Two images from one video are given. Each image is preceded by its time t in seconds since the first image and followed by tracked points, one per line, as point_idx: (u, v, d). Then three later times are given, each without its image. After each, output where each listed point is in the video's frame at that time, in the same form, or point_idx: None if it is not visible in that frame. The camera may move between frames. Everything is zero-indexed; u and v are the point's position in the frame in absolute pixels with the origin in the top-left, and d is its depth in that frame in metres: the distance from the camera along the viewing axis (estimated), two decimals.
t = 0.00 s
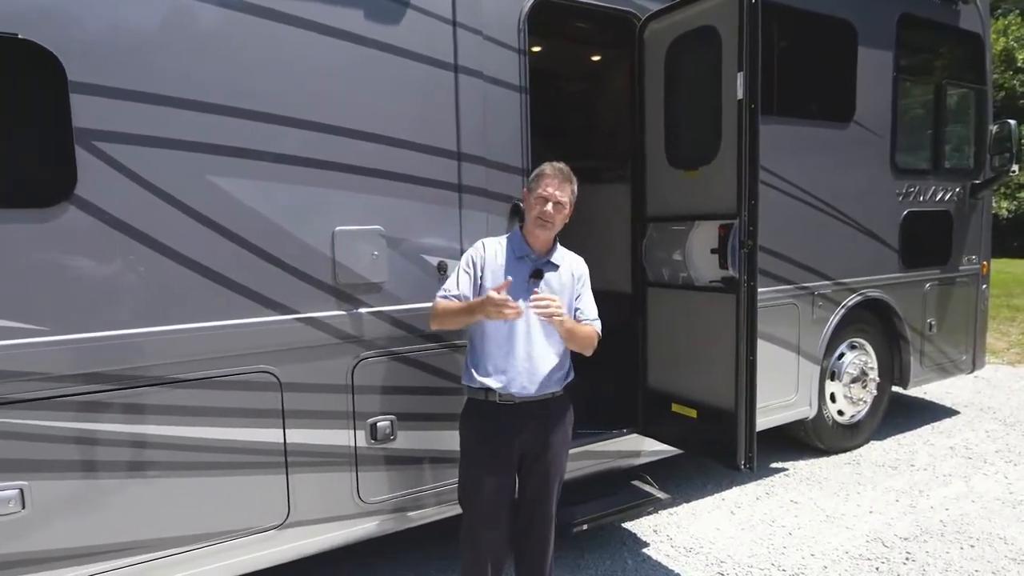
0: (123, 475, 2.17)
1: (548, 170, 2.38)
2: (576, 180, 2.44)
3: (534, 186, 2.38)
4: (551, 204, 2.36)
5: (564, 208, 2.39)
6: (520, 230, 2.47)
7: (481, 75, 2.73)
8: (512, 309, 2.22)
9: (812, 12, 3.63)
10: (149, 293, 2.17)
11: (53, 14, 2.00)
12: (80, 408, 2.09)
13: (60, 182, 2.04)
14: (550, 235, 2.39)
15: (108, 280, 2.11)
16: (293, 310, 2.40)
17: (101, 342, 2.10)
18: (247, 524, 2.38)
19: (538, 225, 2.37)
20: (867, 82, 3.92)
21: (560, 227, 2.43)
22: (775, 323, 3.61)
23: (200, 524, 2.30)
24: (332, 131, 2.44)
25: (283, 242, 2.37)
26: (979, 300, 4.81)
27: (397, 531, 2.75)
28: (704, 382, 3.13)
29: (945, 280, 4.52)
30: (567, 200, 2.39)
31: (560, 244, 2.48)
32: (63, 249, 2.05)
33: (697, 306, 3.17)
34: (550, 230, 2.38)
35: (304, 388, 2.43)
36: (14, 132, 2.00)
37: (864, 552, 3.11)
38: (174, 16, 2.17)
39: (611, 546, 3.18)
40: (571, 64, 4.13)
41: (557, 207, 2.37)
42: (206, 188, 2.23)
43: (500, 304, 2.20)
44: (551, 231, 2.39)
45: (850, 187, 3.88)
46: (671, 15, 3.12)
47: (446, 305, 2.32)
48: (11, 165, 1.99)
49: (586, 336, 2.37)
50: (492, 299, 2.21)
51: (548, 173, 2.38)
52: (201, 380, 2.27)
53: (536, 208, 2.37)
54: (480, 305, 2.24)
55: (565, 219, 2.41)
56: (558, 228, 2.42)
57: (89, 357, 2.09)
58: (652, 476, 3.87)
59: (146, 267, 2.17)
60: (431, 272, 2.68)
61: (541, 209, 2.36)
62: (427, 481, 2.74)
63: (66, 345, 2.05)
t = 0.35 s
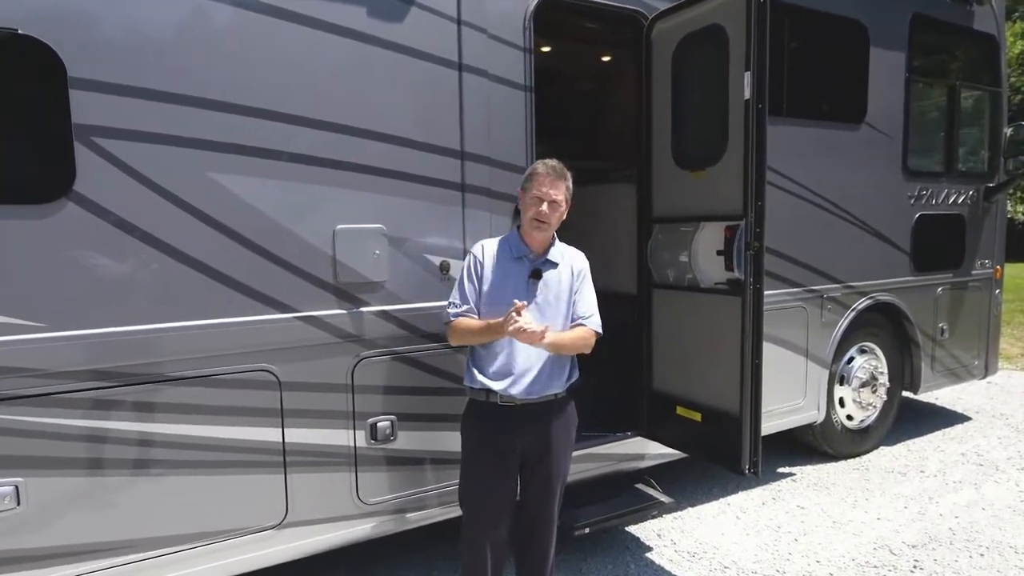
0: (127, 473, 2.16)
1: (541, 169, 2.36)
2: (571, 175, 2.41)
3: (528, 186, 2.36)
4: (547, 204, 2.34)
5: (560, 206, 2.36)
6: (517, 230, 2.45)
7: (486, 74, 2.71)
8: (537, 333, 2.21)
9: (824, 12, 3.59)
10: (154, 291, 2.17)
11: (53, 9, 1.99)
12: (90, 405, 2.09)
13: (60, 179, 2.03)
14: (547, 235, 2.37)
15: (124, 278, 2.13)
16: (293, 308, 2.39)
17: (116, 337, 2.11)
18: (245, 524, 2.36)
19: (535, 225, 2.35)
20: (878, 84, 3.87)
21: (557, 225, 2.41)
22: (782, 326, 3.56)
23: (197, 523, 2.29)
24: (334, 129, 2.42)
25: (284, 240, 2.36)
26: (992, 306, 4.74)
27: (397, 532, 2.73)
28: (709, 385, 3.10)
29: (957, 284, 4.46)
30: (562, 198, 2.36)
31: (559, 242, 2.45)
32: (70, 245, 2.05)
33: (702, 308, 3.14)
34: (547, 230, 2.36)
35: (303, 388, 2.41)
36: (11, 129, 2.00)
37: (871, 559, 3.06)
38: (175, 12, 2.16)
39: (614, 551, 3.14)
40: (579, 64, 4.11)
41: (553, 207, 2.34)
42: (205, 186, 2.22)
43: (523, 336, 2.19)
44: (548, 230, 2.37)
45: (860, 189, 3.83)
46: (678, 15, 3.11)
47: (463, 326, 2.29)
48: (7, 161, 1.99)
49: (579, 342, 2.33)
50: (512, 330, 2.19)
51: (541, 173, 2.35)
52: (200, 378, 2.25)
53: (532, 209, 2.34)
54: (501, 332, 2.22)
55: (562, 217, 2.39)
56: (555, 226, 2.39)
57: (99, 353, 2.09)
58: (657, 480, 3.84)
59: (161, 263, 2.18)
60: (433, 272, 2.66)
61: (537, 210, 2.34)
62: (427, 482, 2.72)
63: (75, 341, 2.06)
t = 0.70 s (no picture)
0: (126, 466, 2.16)
1: (539, 166, 2.34)
2: (570, 170, 2.39)
3: (527, 184, 2.35)
4: (546, 201, 2.33)
5: (560, 203, 2.35)
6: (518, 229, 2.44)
7: (488, 69, 2.69)
8: (536, 336, 2.20)
9: (829, 10, 3.56)
10: (153, 284, 2.16)
11: None
12: (90, 399, 2.09)
13: (59, 170, 2.02)
14: (548, 232, 2.36)
15: (125, 271, 2.12)
16: (292, 302, 2.38)
17: (115, 330, 2.10)
18: (242, 518, 2.35)
19: (535, 223, 2.33)
20: (883, 83, 3.85)
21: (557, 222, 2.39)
22: (783, 325, 3.55)
23: (194, 517, 2.28)
24: (335, 122, 2.41)
25: (283, 234, 2.34)
26: (994, 307, 4.72)
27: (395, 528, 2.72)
28: (709, 383, 3.09)
29: (959, 285, 4.44)
30: (562, 194, 2.35)
31: (561, 237, 2.44)
32: (73, 237, 2.04)
33: (703, 307, 3.13)
34: (547, 227, 2.34)
35: (302, 382, 2.40)
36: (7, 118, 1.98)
37: (869, 558, 3.05)
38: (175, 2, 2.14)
39: (612, 548, 3.14)
40: (584, 60, 4.09)
41: (553, 203, 2.33)
42: (205, 178, 2.21)
43: (522, 339, 2.18)
44: (549, 227, 2.35)
45: (863, 189, 3.81)
46: (684, 10, 3.09)
47: (466, 326, 2.29)
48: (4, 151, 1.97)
49: (580, 341, 2.32)
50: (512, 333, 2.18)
51: (539, 170, 2.34)
52: (197, 371, 2.24)
53: (531, 208, 2.33)
54: (502, 334, 2.22)
55: (563, 213, 2.37)
56: (556, 223, 2.38)
57: (95, 345, 2.08)
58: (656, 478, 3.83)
59: (162, 256, 2.17)
60: (434, 268, 2.65)
61: (537, 207, 2.32)
62: (426, 479, 2.72)
63: (74, 334, 2.05)
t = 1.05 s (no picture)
0: (123, 459, 2.16)
1: (534, 160, 2.34)
2: (565, 162, 2.39)
3: (524, 179, 2.35)
4: (543, 195, 2.33)
5: (557, 196, 2.35)
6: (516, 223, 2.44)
7: (485, 62, 2.69)
8: (534, 325, 2.20)
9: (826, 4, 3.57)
10: (151, 277, 2.16)
11: None
12: (86, 391, 2.09)
13: (55, 161, 2.01)
14: (547, 225, 2.36)
15: (121, 264, 2.12)
16: (288, 295, 2.38)
17: (110, 323, 2.10)
18: (240, 510, 2.36)
19: (533, 217, 2.34)
20: (879, 78, 3.86)
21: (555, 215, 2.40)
22: (778, 319, 3.57)
23: (192, 509, 2.29)
24: (331, 115, 2.40)
25: (280, 227, 2.35)
26: (987, 302, 4.75)
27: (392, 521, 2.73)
28: (704, 377, 3.11)
29: (953, 279, 4.47)
30: (558, 188, 2.35)
31: (558, 231, 2.44)
32: (68, 229, 2.04)
33: (699, 300, 3.14)
34: (546, 220, 2.35)
35: (298, 375, 2.41)
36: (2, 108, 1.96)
37: (861, 550, 3.08)
38: None
39: (607, 540, 3.16)
40: (581, 53, 4.09)
41: (550, 197, 2.33)
42: (201, 171, 2.21)
43: (520, 328, 2.18)
44: (546, 221, 2.36)
45: (859, 183, 3.82)
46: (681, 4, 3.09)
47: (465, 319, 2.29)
48: None
49: (578, 332, 2.32)
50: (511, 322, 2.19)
51: (535, 164, 2.34)
52: (194, 364, 2.24)
53: (529, 203, 2.34)
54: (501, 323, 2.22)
55: (561, 206, 2.38)
56: (554, 216, 2.38)
57: (92, 338, 2.08)
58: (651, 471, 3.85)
59: (156, 249, 2.17)
60: (430, 261, 2.65)
61: (534, 201, 2.33)
62: (423, 472, 2.72)
63: (69, 326, 2.04)
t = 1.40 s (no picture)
0: (128, 453, 2.17)
1: (538, 155, 2.34)
2: (568, 156, 2.39)
3: (527, 174, 2.35)
4: (548, 189, 2.33)
5: (560, 190, 2.36)
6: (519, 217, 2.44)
7: (487, 56, 2.69)
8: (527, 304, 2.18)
9: None
10: (155, 271, 2.17)
11: None
12: (88, 385, 2.10)
13: (59, 157, 2.02)
14: (551, 219, 2.37)
15: (121, 259, 2.12)
16: (293, 290, 2.39)
17: (113, 318, 2.11)
18: (246, 503, 2.38)
19: (537, 211, 2.34)
20: (881, 70, 3.86)
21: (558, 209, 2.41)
22: (781, 312, 3.58)
23: (198, 502, 2.30)
24: (334, 110, 2.41)
25: (284, 222, 2.35)
26: (989, 294, 4.75)
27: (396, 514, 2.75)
28: (707, 370, 3.12)
29: (955, 272, 4.47)
30: (562, 182, 2.36)
31: (561, 225, 2.46)
32: (73, 224, 2.05)
33: (702, 294, 3.15)
34: (550, 214, 2.35)
35: (303, 369, 2.42)
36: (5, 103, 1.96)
37: (863, 543, 3.09)
38: None
39: (610, 533, 3.18)
40: (583, 47, 4.09)
41: (554, 191, 2.34)
42: (205, 166, 2.21)
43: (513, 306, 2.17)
44: (550, 215, 2.36)
45: (861, 176, 3.82)
46: None
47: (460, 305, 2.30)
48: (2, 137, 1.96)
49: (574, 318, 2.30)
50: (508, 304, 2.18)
51: (538, 158, 2.34)
52: (200, 359, 2.25)
53: (533, 197, 2.34)
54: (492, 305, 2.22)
55: (565, 200, 2.38)
56: (558, 210, 2.39)
57: (97, 333, 2.09)
58: (653, 464, 3.87)
59: (155, 244, 2.17)
60: (434, 255, 2.66)
61: (539, 196, 2.33)
62: (427, 465, 2.74)
63: (73, 321, 2.05)
